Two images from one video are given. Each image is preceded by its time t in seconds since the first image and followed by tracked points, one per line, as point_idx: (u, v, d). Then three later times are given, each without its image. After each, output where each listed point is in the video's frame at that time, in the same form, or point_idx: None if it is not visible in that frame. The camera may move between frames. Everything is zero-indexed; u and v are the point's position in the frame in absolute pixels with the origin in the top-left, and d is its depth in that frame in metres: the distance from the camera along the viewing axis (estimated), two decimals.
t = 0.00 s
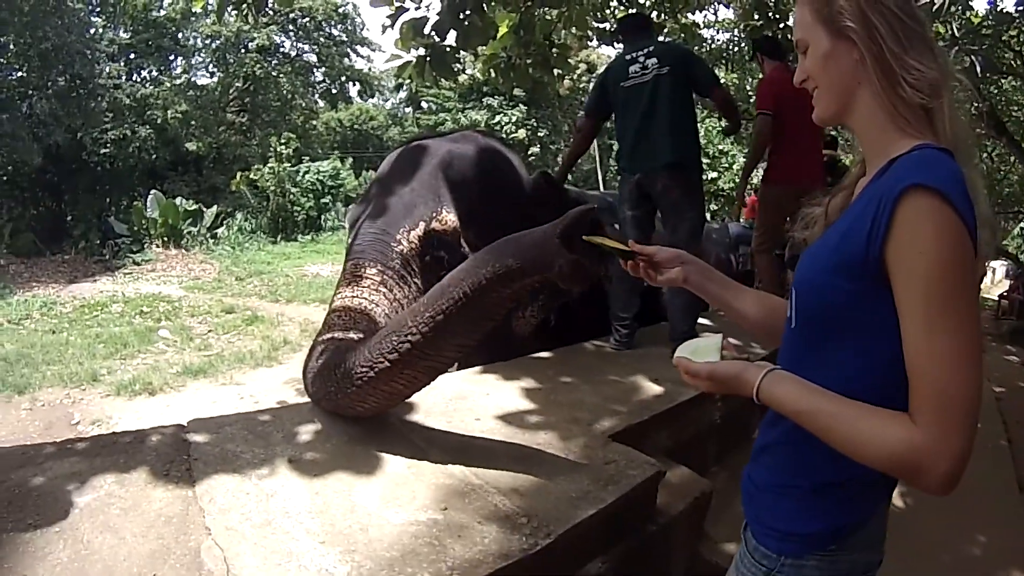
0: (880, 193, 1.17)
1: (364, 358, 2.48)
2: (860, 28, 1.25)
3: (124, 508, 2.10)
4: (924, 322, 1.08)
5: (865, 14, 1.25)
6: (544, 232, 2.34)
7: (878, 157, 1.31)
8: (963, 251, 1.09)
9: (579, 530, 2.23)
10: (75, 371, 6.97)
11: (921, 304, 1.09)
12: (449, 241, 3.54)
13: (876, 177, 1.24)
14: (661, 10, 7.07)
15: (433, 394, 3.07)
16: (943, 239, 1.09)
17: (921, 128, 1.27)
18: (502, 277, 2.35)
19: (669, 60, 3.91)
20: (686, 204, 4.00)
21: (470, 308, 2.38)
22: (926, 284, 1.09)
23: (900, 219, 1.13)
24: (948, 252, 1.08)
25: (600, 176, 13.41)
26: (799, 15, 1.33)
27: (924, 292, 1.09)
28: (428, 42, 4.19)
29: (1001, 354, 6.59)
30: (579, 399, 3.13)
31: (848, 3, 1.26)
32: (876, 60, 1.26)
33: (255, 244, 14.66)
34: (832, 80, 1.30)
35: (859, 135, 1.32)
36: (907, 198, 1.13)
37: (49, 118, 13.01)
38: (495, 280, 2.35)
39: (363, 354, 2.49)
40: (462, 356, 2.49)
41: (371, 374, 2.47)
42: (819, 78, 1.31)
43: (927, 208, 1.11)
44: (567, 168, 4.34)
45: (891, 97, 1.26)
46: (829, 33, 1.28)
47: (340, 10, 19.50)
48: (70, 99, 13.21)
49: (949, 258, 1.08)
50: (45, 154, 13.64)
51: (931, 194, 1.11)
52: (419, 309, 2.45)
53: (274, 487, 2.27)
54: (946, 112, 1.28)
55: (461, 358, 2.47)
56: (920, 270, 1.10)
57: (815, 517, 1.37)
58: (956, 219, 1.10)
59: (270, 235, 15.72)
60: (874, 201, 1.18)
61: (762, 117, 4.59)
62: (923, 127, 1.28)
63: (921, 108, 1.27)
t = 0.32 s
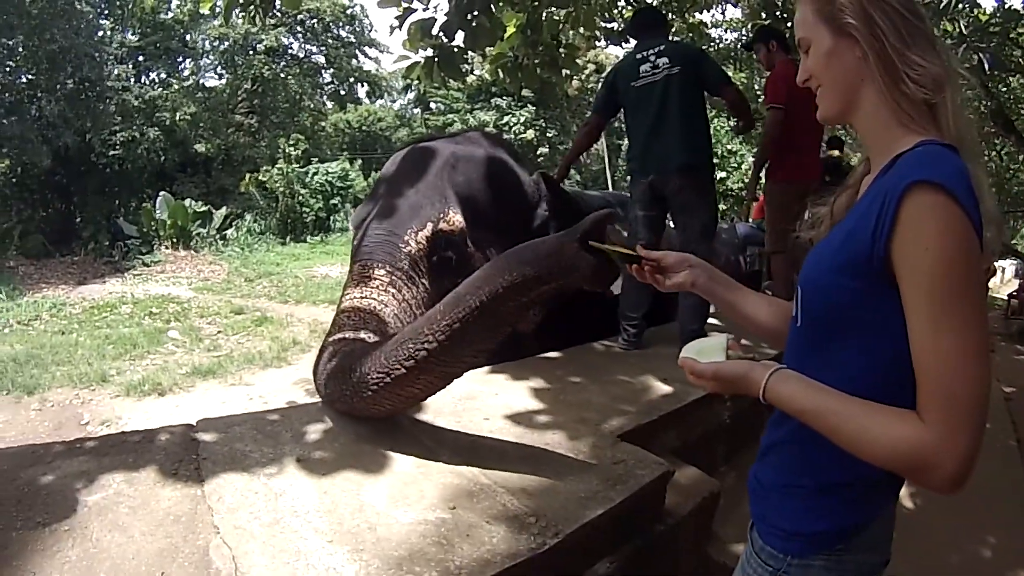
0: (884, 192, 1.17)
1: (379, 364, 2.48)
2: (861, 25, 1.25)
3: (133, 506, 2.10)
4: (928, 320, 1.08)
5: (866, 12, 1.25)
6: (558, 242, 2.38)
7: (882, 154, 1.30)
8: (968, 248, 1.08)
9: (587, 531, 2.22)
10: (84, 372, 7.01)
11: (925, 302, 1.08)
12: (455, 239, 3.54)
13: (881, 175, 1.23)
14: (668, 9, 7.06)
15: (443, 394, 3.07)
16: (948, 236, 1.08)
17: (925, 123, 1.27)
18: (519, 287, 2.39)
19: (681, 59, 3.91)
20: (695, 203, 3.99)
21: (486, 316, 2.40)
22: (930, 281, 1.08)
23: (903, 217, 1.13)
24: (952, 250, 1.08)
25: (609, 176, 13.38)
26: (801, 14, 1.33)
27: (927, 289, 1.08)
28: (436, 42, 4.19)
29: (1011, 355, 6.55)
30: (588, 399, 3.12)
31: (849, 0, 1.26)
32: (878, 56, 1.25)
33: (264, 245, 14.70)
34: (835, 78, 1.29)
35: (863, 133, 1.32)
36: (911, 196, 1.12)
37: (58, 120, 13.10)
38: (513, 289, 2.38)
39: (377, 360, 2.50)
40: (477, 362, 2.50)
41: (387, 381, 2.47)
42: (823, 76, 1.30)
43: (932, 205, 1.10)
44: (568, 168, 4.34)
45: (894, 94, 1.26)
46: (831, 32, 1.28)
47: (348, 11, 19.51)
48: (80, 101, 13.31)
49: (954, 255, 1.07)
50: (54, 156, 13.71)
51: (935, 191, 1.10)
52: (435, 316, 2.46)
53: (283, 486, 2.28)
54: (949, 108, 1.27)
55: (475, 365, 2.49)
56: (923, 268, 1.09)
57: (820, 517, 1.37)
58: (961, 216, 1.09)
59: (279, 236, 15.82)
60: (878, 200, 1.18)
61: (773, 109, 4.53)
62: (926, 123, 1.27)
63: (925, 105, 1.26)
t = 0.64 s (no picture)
0: (895, 196, 1.15)
1: (400, 364, 2.47)
2: (874, 27, 1.23)
3: (135, 500, 2.10)
4: (938, 326, 1.06)
5: (879, 14, 1.23)
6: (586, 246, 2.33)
7: (896, 158, 1.28)
8: (979, 253, 1.06)
9: (591, 533, 2.20)
10: (90, 365, 7.01)
11: (936, 307, 1.07)
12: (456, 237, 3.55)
13: (892, 179, 1.21)
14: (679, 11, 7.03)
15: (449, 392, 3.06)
16: (961, 242, 1.06)
17: (939, 126, 1.25)
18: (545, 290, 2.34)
19: (695, 61, 3.92)
20: (706, 204, 3.96)
21: (512, 318, 2.38)
22: (940, 287, 1.06)
23: (914, 220, 1.11)
24: (964, 256, 1.06)
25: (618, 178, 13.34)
26: (814, 17, 1.32)
27: (938, 294, 1.06)
28: (446, 41, 4.17)
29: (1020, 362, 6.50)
30: (595, 401, 3.11)
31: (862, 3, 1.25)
32: (891, 58, 1.23)
33: (272, 241, 14.70)
34: (848, 80, 1.27)
35: (876, 136, 1.30)
36: (923, 200, 1.10)
37: (68, 114, 13.15)
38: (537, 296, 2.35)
39: (398, 360, 2.49)
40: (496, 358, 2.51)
41: (409, 380, 2.47)
42: (835, 79, 1.29)
43: (942, 210, 1.08)
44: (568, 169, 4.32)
45: (906, 96, 1.24)
46: (844, 34, 1.26)
47: (359, 9, 19.48)
48: (90, 94, 13.35)
49: (965, 260, 1.06)
50: (63, 150, 13.75)
51: (947, 195, 1.09)
52: (461, 315, 2.43)
53: (286, 483, 2.27)
54: (963, 110, 1.25)
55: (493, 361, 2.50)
56: (934, 273, 1.07)
57: (826, 524, 1.35)
58: (972, 222, 1.07)
59: (287, 232, 15.83)
60: (888, 205, 1.16)
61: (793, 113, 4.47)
62: (940, 127, 1.25)
63: (939, 108, 1.24)
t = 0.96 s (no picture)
0: (910, 200, 1.13)
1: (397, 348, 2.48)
2: (889, 30, 1.21)
3: (140, 498, 2.09)
4: (951, 334, 1.04)
5: (895, 17, 1.21)
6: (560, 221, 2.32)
7: (910, 162, 1.26)
8: (993, 259, 1.04)
9: (598, 534, 2.19)
10: (95, 360, 7.02)
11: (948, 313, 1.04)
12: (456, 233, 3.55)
13: (907, 183, 1.19)
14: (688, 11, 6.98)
15: (457, 392, 3.05)
16: (975, 248, 1.04)
17: (954, 131, 1.23)
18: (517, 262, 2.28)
19: (700, 65, 3.92)
20: (717, 206, 3.94)
21: (490, 291, 2.31)
22: (953, 293, 1.04)
23: (928, 226, 1.09)
24: (976, 264, 1.04)
25: (626, 179, 13.30)
26: (830, 18, 1.30)
27: (951, 301, 1.04)
28: (454, 39, 4.15)
29: None
30: (602, 402, 3.09)
31: (878, 5, 1.23)
32: (908, 61, 1.21)
33: (279, 238, 14.72)
34: (863, 83, 1.25)
35: (891, 140, 1.28)
36: (937, 205, 1.08)
37: (76, 109, 13.20)
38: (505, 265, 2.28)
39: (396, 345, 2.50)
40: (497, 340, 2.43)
41: (406, 363, 2.46)
42: (851, 82, 1.26)
43: (956, 216, 1.06)
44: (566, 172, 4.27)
45: (922, 100, 1.22)
46: (860, 36, 1.24)
47: (368, 7, 19.47)
48: (99, 90, 13.42)
49: (979, 266, 1.04)
50: (71, 146, 13.77)
51: (961, 201, 1.07)
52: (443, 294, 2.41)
53: (292, 482, 2.26)
54: (979, 116, 1.23)
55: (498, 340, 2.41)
56: (947, 279, 1.05)
57: (835, 528, 1.33)
58: (988, 228, 1.05)
59: (294, 229, 15.91)
60: (903, 209, 1.14)
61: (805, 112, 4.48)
62: (956, 131, 1.23)
63: (955, 113, 1.22)
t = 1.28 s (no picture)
0: (924, 204, 1.11)
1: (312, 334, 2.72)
2: (909, 32, 1.19)
3: (150, 501, 2.08)
4: (958, 340, 1.02)
5: (913, 20, 1.19)
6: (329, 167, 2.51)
7: (927, 167, 1.24)
8: (1004, 268, 1.02)
9: (611, 540, 2.16)
10: (105, 360, 7.04)
11: (956, 320, 1.03)
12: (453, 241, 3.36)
13: (922, 188, 1.17)
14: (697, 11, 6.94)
15: (468, 395, 3.04)
16: (985, 255, 1.02)
17: (972, 136, 1.20)
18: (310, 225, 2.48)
19: (703, 67, 3.90)
20: (728, 207, 3.92)
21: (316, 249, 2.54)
22: (963, 299, 1.02)
23: (940, 231, 1.07)
24: (987, 270, 1.02)
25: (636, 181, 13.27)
26: (849, 18, 1.27)
27: (960, 307, 1.02)
28: (464, 40, 4.13)
29: None
30: (614, 405, 3.07)
31: (898, 7, 1.21)
32: (926, 64, 1.19)
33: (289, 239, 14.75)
34: (882, 83, 1.23)
35: (907, 143, 1.25)
36: (949, 210, 1.07)
37: (85, 110, 13.28)
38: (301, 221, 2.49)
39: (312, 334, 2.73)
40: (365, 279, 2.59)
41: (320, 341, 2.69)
42: (869, 83, 1.24)
43: (970, 221, 1.04)
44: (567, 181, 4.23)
45: (940, 104, 1.19)
46: (879, 37, 1.22)
47: (378, 9, 19.46)
48: (109, 92, 13.59)
49: (989, 273, 1.02)
50: (82, 146, 13.82)
51: (974, 207, 1.05)
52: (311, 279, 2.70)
53: (304, 485, 2.25)
54: (998, 122, 1.20)
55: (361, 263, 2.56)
56: (956, 285, 1.03)
57: (847, 535, 1.31)
58: (999, 236, 1.03)
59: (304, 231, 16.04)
60: (917, 213, 1.12)
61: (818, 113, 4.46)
62: (972, 136, 1.20)
63: (972, 118, 1.19)
